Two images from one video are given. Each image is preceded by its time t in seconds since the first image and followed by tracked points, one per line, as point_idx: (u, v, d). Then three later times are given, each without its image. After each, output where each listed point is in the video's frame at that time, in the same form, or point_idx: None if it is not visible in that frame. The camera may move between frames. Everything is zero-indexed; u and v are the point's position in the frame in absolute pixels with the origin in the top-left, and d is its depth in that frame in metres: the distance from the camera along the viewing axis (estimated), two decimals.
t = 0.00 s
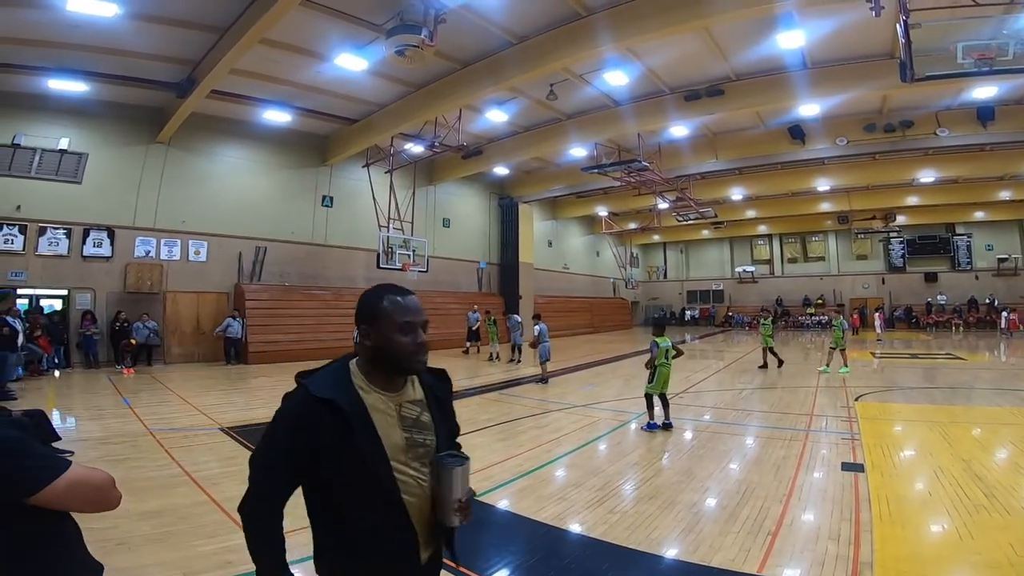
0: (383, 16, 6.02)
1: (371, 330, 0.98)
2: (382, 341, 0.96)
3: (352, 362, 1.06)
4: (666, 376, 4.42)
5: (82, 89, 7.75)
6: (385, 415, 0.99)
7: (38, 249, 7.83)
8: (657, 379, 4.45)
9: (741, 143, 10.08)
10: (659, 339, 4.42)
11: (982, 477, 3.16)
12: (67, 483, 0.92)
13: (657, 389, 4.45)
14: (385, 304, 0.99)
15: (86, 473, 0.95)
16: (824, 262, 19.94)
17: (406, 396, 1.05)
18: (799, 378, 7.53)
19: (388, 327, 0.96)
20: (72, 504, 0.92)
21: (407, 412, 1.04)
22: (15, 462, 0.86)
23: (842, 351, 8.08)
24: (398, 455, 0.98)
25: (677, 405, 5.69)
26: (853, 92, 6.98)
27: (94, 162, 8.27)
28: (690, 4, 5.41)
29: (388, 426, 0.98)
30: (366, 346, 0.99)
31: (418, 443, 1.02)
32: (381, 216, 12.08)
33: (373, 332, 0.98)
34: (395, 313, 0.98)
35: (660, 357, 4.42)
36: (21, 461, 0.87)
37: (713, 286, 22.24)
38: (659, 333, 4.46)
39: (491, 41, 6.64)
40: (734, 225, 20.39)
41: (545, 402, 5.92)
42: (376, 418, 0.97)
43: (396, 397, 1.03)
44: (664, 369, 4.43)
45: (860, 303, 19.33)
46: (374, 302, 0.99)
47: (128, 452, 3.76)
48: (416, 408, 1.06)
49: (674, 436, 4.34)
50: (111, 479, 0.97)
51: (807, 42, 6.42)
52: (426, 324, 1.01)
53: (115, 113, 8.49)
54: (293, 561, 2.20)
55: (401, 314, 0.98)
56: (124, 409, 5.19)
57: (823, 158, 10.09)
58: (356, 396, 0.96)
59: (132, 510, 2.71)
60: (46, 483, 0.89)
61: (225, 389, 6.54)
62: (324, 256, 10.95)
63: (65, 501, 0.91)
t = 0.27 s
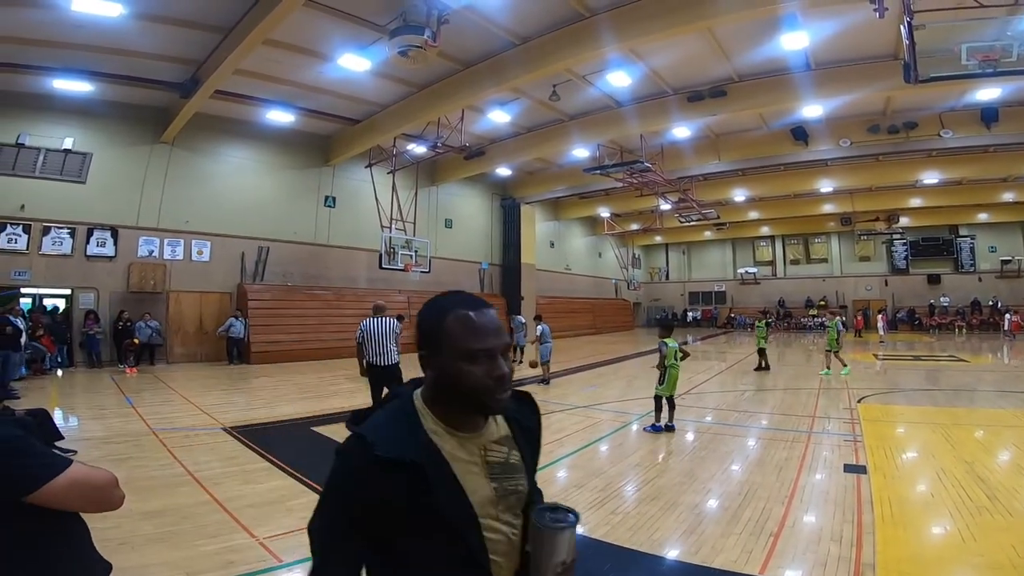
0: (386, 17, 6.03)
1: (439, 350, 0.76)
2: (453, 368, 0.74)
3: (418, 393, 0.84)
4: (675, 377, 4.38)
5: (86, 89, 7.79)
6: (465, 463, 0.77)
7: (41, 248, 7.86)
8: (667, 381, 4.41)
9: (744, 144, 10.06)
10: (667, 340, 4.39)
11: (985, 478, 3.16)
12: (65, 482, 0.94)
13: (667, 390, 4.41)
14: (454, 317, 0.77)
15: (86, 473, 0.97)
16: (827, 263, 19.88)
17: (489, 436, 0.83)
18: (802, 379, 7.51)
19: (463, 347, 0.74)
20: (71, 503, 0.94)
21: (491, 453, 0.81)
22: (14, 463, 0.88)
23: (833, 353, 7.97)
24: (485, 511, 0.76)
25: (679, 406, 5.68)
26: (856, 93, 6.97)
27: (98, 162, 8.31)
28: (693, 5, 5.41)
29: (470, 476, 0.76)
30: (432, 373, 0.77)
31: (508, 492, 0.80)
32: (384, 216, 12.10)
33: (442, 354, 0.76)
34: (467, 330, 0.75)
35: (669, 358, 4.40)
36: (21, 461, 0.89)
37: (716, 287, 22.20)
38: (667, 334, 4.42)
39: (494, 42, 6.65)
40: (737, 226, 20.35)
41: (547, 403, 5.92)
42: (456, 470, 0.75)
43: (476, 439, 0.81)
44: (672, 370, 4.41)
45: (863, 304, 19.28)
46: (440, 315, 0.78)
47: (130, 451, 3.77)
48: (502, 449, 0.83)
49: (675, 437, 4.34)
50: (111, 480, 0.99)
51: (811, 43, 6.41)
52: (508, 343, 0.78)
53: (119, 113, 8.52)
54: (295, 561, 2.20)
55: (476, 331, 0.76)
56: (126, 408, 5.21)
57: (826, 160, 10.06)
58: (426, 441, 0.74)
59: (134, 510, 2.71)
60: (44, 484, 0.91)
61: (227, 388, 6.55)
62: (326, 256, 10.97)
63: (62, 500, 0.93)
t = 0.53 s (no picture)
0: (390, 17, 6.04)
1: (569, 345, 0.54)
2: (597, 370, 0.53)
3: (514, 402, 0.61)
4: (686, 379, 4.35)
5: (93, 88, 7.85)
6: (600, 494, 0.58)
7: (47, 247, 7.92)
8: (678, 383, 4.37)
9: (749, 145, 10.05)
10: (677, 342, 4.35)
11: (989, 481, 3.15)
12: (67, 481, 0.94)
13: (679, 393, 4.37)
14: (592, 298, 0.56)
15: (88, 472, 0.98)
16: (831, 265, 19.82)
17: (611, 457, 0.65)
18: (805, 381, 7.49)
19: (610, 339, 0.53)
20: (72, 501, 0.95)
21: (617, 478, 0.63)
22: (16, 460, 0.89)
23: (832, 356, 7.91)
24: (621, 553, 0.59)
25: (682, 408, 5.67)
26: (860, 96, 6.96)
27: (103, 161, 8.36)
28: (697, 6, 5.40)
29: (606, 510, 0.58)
30: (561, 375, 0.55)
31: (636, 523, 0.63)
32: (387, 216, 12.13)
33: (576, 349, 0.54)
34: (612, 315, 0.55)
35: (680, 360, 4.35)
36: (23, 459, 0.90)
37: (719, 289, 22.16)
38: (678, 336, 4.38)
39: (498, 42, 6.65)
40: (740, 228, 20.30)
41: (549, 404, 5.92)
42: (595, 505, 0.57)
43: (601, 462, 0.62)
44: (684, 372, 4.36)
45: (867, 307, 19.21)
46: (566, 293, 0.56)
47: (134, 450, 3.79)
48: (625, 472, 0.66)
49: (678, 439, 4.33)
50: (113, 479, 1.00)
51: (816, 45, 6.39)
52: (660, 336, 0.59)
53: (124, 113, 8.57)
54: (296, 561, 2.21)
55: (623, 316, 0.56)
56: (130, 407, 5.24)
57: (830, 162, 10.04)
58: (557, 467, 0.53)
59: (137, 509, 2.72)
60: (46, 482, 0.92)
61: (231, 388, 6.58)
62: (330, 256, 11.01)
63: (63, 499, 0.94)
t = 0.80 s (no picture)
0: (393, 17, 6.05)
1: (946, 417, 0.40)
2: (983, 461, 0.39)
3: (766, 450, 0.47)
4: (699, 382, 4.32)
5: (97, 87, 7.88)
6: None
7: (50, 245, 7.94)
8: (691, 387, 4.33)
9: (751, 146, 10.03)
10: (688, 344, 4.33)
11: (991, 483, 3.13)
12: (66, 481, 0.94)
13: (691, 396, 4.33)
14: (991, 364, 0.42)
15: (88, 472, 0.97)
16: (834, 266, 19.77)
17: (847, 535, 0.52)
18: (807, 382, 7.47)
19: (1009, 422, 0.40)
20: (70, 502, 0.95)
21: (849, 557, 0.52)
22: (13, 460, 0.89)
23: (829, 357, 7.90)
24: None
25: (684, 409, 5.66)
26: (863, 96, 6.95)
27: (107, 160, 8.39)
28: (700, 6, 5.40)
29: None
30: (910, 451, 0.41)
31: None
32: (389, 216, 12.15)
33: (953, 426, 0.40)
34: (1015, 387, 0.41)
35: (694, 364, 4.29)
36: (21, 459, 0.89)
37: (721, 289, 22.13)
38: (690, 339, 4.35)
39: (501, 42, 6.66)
40: (742, 229, 20.27)
41: (550, 405, 5.92)
42: None
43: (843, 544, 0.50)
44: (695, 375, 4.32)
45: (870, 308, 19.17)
46: (952, 349, 0.42)
47: (136, 449, 3.80)
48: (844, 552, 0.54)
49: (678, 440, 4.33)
50: (114, 479, 1.00)
51: (819, 45, 6.39)
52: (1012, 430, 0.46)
53: (127, 112, 8.61)
54: (297, 560, 2.21)
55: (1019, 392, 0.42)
56: (133, 406, 5.26)
57: (833, 162, 10.01)
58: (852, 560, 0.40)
59: (138, 507, 2.73)
60: (44, 482, 0.91)
61: (233, 387, 6.60)
62: (332, 256, 11.03)
63: (61, 499, 0.93)
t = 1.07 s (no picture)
0: (394, 17, 6.06)
1: None
2: None
3: None
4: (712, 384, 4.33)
5: (98, 87, 7.89)
6: None
7: (51, 244, 7.94)
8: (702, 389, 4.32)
9: (752, 147, 10.02)
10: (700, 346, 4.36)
11: (990, 483, 3.13)
12: (71, 482, 0.93)
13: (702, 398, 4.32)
14: None
15: (91, 473, 0.96)
16: (834, 267, 19.77)
17: None
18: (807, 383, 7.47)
19: None
20: (74, 503, 0.93)
21: None
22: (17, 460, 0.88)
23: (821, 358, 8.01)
24: None
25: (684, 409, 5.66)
26: (864, 96, 6.94)
27: (108, 159, 8.40)
28: (701, 7, 5.40)
29: None
30: None
31: None
32: (390, 215, 12.15)
33: None
34: None
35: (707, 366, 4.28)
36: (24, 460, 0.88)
37: (721, 290, 22.13)
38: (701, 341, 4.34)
39: (502, 42, 6.66)
40: (743, 229, 20.26)
41: (550, 404, 5.92)
42: None
43: None
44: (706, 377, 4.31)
45: (870, 309, 19.16)
46: None
47: (135, 448, 3.80)
48: None
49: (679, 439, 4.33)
50: (118, 478, 0.99)
51: (820, 46, 6.39)
52: None
53: (129, 111, 8.61)
54: (296, 559, 2.21)
55: None
56: (132, 405, 5.26)
57: (835, 163, 9.99)
58: None
59: (138, 507, 2.73)
60: (48, 483, 0.90)
61: (233, 386, 6.60)
62: (332, 255, 11.03)
63: (66, 500, 0.92)
